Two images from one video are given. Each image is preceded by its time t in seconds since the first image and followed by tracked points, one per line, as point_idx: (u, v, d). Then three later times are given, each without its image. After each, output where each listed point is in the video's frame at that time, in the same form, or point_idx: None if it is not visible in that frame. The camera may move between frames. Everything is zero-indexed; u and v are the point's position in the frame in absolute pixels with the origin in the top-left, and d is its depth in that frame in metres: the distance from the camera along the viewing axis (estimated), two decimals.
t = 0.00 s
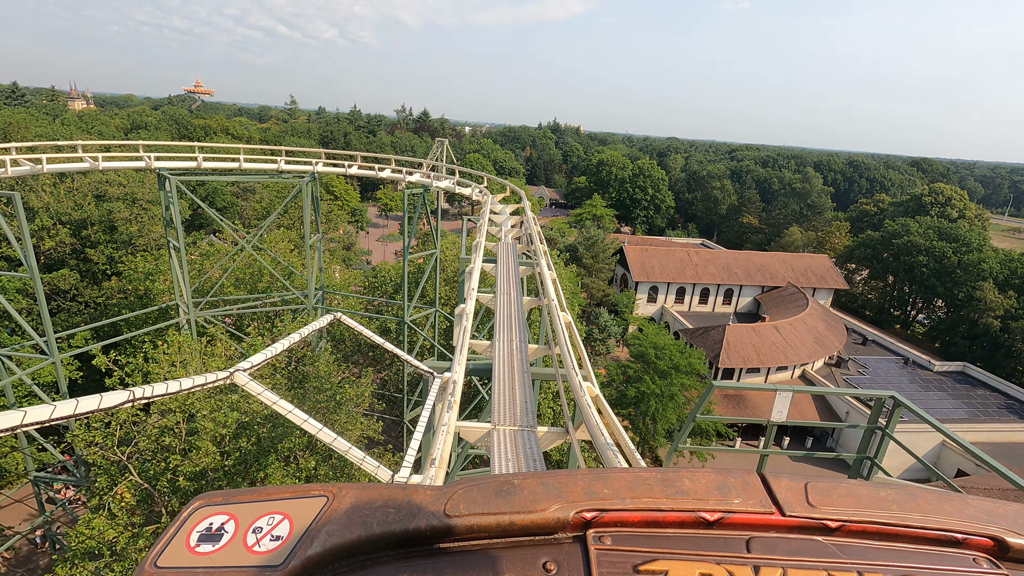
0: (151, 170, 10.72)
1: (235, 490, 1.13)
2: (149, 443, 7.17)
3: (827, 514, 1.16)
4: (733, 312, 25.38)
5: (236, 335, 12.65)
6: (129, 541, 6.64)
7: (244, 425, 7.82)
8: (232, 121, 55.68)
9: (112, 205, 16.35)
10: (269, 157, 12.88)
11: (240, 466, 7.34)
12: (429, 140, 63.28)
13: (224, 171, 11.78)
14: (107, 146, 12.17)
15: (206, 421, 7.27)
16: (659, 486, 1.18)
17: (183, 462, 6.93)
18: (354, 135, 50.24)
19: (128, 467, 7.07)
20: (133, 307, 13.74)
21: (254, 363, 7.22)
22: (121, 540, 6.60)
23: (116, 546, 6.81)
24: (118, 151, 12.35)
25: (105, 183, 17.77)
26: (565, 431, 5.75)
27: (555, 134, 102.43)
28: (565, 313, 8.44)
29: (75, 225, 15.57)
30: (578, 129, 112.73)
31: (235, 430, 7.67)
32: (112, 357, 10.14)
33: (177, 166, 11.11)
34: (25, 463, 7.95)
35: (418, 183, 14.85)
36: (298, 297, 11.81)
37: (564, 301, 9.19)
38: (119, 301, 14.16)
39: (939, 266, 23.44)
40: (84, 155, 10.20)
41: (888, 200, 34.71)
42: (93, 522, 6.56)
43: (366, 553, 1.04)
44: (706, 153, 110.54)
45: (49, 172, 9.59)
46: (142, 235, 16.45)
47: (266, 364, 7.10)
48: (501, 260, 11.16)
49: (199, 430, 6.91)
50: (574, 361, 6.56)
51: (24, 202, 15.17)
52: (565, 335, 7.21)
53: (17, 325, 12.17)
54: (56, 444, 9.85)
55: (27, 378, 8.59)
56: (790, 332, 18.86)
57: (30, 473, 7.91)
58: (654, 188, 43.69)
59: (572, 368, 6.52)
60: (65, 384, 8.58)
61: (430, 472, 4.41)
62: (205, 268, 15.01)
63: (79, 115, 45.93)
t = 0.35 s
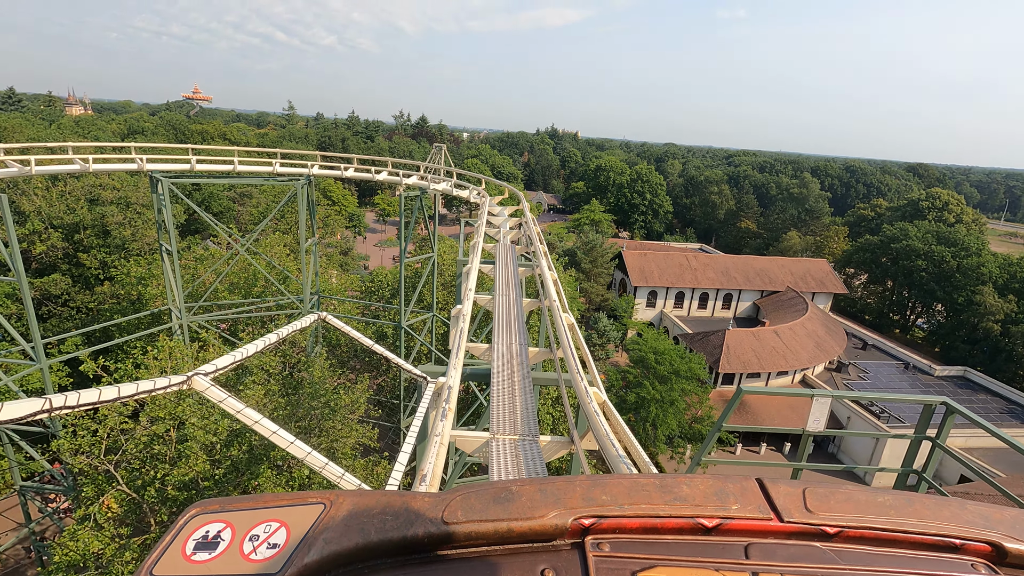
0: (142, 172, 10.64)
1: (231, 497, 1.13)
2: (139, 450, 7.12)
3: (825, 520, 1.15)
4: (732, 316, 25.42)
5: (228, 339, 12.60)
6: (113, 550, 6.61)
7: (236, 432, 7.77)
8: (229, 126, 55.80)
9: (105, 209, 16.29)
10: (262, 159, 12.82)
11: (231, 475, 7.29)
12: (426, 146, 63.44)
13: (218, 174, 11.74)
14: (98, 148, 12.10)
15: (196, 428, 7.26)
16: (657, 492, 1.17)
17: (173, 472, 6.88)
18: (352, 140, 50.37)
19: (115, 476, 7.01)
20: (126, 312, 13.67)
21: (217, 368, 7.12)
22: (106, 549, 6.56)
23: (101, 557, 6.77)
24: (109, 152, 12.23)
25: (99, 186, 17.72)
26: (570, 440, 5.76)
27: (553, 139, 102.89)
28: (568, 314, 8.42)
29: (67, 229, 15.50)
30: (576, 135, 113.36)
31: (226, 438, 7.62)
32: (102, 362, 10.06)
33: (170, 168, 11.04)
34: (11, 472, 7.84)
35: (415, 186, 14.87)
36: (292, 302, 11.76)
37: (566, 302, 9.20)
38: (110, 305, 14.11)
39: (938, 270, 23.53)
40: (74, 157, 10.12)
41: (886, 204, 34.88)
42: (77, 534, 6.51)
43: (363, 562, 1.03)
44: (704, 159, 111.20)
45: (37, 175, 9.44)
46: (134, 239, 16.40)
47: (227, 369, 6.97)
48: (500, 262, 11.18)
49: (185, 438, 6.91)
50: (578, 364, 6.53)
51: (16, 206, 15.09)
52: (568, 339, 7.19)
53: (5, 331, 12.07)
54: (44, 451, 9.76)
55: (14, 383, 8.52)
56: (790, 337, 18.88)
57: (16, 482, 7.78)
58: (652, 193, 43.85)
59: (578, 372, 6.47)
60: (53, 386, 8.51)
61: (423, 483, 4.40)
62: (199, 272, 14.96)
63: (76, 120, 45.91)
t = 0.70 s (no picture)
0: (134, 177, 10.73)
1: (228, 504, 1.12)
2: (125, 463, 6.99)
3: (823, 525, 1.15)
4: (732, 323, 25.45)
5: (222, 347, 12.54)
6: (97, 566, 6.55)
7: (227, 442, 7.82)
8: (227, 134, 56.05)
9: (98, 215, 16.27)
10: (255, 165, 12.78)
11: (222, 486, 7.22)
12: (425, 154, 63.77)
13: (210, 178, 11.76)
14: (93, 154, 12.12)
15: (183, 440, 7.13)
16: (656, 498, 1.17)
17: (161, 484, 6.79)
18: (350, 148, 50.58)
19: (101, 490, 6.92)
20: (117, 320, 13.60)
21: (174, 374, 6.82)
22: (91, 565, 6.49)
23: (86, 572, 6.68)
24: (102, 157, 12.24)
25: (93, 193, 17.68)
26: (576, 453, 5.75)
27: (551, 147, 103.58)
28: (571, 316, 8.37)
29: (60, 236, 15.46)
30: (573, 143, 114.11)
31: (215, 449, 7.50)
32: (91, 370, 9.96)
33: (161, 173, 11.07)
34: None
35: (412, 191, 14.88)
36: (287, 308, 11.69)
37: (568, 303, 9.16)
38: (103, 313, 14.07)
39: (938, 275, 23.63)
40: (64, 162, 10.06)
41: (883, 210, 35.12)
42: (62, 549, 6.42)
43: (361, 568, 1.02)
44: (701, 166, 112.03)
45: (25, 181, 9.39)
46: (129, 246, 16.37)
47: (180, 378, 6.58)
48: (498, 265, 11.18)
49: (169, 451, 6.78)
50: (583, 367, 6.44)
51: (8, 213, 15.02)
52: (571, 343, 7.12)
53: None
54: (33, 463, 9.67)
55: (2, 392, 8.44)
56: (790, 343, 18.90)
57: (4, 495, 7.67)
58: (650, 200, 44.07)
59: (582, 376, 6.41)
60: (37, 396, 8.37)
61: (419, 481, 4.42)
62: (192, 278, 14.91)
63: (74, 129, 46.01)
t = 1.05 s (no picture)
0: (131, 183, 10.80)
1: (229, 507, 1.12)
2: (113, 478, 6.90)
3: (824, 527, 1.13)
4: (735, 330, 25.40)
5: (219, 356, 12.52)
6: None
7: (222, 453, 7.82)
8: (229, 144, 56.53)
9: (96, 223, 16.36)
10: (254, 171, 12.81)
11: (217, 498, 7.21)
12: (426, 162, 64.16)
13: (209, 185, 11.81)
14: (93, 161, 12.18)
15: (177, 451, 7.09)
16: (656, 500, 1.16)
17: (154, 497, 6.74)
18: (351, 156, 50.88)
19: (91, 503, 6.85)
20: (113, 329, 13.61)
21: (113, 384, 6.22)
22: None
23: None
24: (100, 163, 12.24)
25: (92, 201, 17.75)
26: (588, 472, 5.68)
27: (552, 156, 104.23)
28: (577, 320, 8.32)
29: (57, 244, 15.47)
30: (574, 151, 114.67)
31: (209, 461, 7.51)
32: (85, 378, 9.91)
33: (158, 179, 11.13)
34: None
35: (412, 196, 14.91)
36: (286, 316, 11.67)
37: (572, 306, 9.14)
38: (99, 321, 14.09)
39: (942, 282, 23.59)
40: (60, 168, 10.02)
41: (885, 217, 35.21)
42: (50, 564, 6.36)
43: (362, 571, 1.02)
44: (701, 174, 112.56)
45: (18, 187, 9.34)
46: (127, 254, 16.41)
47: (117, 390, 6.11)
48: (500, 270, 11.20)
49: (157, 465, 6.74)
50: (591, 374, 6.21)
51: (6, 221, 15.04)
52: (579, 346, 7.02)
53: None
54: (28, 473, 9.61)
55: None
56: (795, 350, 18.86)
57: None
58: (652, 207, 44.21)
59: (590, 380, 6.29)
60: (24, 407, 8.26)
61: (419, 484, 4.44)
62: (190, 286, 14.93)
63: (76, 138, 46.32)
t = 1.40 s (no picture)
0: (124, 185, 10.79)
1: (229, 501, 1.13)
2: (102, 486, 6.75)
3: (823, 520, 1.13)
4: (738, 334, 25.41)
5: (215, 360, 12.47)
6: None
7: (215, 460, 7.64)
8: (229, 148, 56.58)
9: (92, 227, 16.40)
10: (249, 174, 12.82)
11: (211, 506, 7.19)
12: (426, 167, 64.32)
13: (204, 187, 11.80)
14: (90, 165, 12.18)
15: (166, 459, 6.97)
16: (656, 494, 1.15)
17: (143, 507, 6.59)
18: (351, 161, 50.99)
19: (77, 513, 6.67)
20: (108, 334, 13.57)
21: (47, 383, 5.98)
22: None
23: None
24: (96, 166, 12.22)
25: (89, 204, 17.66)
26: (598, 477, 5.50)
27: (552, 160, 104.64)
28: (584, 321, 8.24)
29: (51, 248, 15.43)
30: (574, 155, 114.81)
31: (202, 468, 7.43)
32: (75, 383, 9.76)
33: (152, 181, 11.14)
34: None
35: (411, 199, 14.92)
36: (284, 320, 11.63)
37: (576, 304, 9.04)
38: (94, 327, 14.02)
39: (945, 285, 23.60)
40: (51, 169, 9.94)
41: (886, 220, 35.27)
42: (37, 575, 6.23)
43: (363, 563, 1.03)
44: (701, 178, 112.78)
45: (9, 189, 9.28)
46: (124, 258, 16.45)
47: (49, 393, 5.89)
48: (501, 270, 11.21)
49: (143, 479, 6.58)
50: (602, 378, 5.99)
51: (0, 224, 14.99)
52: (587, 347, 6.94)
53: None
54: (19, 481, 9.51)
55: None
56: (799, 355, 18.88)
57: None
58: (652, 212, 44.34)
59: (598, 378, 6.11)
60: (10, 410, 8.08)
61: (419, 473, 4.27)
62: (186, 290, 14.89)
63: (75, 144, 46.41)
